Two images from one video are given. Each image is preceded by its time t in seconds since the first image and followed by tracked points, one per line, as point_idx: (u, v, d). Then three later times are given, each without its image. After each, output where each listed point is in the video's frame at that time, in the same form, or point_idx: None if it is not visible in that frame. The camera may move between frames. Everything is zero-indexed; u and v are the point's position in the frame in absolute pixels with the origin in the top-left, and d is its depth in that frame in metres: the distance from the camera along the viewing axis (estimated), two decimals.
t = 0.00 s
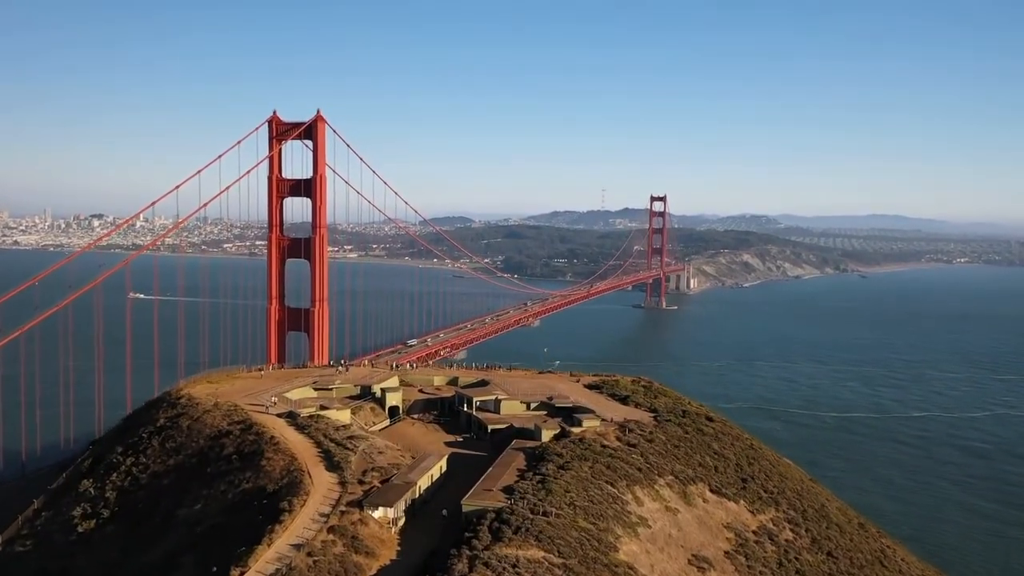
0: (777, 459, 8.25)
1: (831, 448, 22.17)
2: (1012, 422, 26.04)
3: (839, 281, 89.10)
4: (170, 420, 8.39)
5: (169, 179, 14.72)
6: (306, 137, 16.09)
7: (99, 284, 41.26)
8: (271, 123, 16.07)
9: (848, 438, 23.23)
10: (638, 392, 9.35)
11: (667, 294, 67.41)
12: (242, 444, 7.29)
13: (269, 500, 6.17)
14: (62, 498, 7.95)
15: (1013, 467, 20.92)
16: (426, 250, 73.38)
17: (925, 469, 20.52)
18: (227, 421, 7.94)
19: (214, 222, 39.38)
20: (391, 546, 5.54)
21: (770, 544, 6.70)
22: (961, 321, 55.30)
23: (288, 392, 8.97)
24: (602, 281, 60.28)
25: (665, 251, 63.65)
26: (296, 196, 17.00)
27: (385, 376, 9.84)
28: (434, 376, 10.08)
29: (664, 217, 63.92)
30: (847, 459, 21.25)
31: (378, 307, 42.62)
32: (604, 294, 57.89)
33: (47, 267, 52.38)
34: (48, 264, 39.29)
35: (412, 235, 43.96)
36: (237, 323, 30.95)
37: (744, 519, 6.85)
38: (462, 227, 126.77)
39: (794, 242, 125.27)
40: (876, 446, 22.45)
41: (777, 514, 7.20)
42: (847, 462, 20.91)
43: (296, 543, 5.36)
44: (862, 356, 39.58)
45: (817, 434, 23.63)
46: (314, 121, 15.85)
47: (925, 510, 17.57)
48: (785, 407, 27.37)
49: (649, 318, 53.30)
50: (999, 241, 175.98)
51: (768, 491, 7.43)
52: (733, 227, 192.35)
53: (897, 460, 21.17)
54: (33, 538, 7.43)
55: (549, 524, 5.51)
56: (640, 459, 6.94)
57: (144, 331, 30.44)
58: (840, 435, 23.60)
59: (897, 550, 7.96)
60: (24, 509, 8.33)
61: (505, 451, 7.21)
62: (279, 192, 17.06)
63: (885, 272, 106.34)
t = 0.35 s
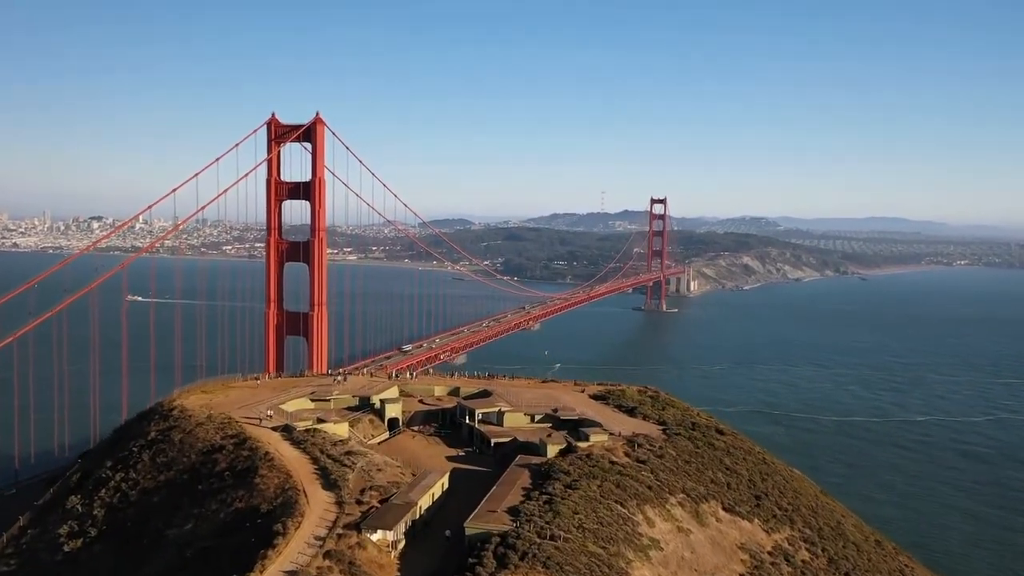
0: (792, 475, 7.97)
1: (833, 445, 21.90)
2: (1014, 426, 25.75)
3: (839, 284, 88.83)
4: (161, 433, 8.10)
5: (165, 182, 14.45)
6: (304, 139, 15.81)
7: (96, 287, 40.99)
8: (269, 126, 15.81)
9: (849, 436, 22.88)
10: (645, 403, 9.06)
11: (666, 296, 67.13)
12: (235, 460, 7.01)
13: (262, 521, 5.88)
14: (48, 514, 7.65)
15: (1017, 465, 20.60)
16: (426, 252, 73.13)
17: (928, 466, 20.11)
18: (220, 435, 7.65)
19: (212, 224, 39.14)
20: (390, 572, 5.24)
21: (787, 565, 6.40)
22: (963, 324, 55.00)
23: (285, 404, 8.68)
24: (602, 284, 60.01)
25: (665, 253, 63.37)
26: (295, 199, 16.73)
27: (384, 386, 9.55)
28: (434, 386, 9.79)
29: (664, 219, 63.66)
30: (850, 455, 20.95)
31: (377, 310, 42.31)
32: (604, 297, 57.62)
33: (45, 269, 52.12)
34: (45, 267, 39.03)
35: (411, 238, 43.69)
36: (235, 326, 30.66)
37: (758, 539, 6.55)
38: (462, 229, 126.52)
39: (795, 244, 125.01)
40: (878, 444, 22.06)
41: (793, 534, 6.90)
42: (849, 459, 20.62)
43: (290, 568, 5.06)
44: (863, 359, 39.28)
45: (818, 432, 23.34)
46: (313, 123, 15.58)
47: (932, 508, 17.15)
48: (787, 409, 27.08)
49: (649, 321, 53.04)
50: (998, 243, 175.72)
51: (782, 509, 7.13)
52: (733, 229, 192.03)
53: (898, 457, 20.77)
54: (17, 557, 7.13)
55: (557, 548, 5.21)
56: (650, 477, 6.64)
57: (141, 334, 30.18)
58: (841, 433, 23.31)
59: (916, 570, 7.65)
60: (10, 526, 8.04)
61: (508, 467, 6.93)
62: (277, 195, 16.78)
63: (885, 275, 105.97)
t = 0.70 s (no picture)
0: (807, 492, 7.67)
1: (835, 449, 21.55)
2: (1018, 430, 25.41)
3: (840, 287, 88.44)
4: (152, 448, 7.80)
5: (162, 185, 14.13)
6: (303, 142, 15.50)
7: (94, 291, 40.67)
8: (267, 129, 15.55)
9: (850, 441, 22.55)
10: (653, 416, 8.74)
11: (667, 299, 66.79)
12: (228, 477, 6.70)
13: (254, 546, 5.58)
14: (35, 532, 7.35)
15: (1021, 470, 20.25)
16: (426, 255, 72.83)
17: (927, 471, 19.77)
18: (213, 451, 7.35)
19: (211, 226, 38.84)
20: None
21: None
22: (964, 327, 54.62)
23: (282, 417, 8.37)
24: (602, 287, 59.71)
25: (665, 256, 63.05)
26: (294, 203, 16.42)
27: (384, 398, 9.24)
28: (435, 397, 9.46)
29: (664, 222, 63.34)
30: (852, 460, 20.63)
31: (377, 313, 41.95)
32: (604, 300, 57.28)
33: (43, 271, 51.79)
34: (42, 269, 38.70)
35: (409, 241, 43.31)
36: (233, 330, 30.33)
37: (775, 563, 6.21)
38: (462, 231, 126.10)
39: (795, 247, 124.59)
40: (877, 449, 21.76)
41: (812, 555, 6.57)
42: (850, 464, 20.30)
43: None
44: (865, 363, 38.92)
45: (820, 437, 23.02)
46: (313, 126, 15.27)
47: (934, 514, 16.80)
48: (788, 414, 26.76)
49: (649, 324, 52.70)
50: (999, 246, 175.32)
51: (799, 530, 6.81)
52: (734, 232, 191.61)
53: (896, 462, 20.44)
54: None
55: None
56: (661, 497, 6.31)
57: (138, 337, 29.86)
58: (843, 437, 22.99)
59: None
60: None
61: (514, 486, 6.60)
62: (276, 198, 16.46)
63: (885, 278, 105.60)
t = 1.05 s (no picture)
0: (822, 509, 7.40)
1: (836, 454, 21.28)
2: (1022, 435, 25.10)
3: (840, 290, 88.19)
4: (144, 463, 7.52)
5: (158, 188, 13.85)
6: (303, 145, 15.23)
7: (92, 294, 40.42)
8: (266, 130, 15.25)
9: (852, 446, 22.25)
10: (662, 428, 8.46)
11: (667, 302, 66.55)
12: (220, 496, 6.42)
13: (247, 570, 5.29)
14: (21, 552, 7.06)
15: None
16: (426, 257, 72.66)
17: (930, 476, 19.47)
18: (206, 467, 7.06)
19: (209, 228, 38.57)
20: None
21: None
22: (965, 331, 54.31)
23: (278, 430, 8.08)
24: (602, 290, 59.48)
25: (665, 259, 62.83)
26: (292, 206, 16.13)
27: (383, 409, 8.96)
28: (437, 409, 9.17)
29: (664, 225, 63.14)
30: (854, 464, 20.34)
31: (377, 316, 41.67)
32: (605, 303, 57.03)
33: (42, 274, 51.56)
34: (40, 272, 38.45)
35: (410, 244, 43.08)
36: (230, 333, 30.06)
37: None
38: (463, 234, 125.98)
39: (796, 250, 124.39)
40: (878, 453, 21.46)
41: None
42: (851, 468, 20.00)
43: None
44: (867, 367, 38.64)
45: (822, 441, 22.72)
46: (312, 128, 15.00)
47: (938, 520, 16.48)
48: (789, 418, 26.48)
49: (650, 327, 52.44)
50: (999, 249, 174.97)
51: (817, 549, 6.53)
52: (735, 234, 191.37)
53: (896, 467, 20.15)
54: None
55: None
56: (675, 518, 6.03)
57: (135, 340, 29.57)
58: (844, 441, 22.70)
59: None
60: None
61: (520, 506, 6.31)
62: (274, 202, 16.18)
63: (885, 281, 105.43)
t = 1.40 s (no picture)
0: (837, 526, 7.16)
1: (837, 458, 21.01)
2: None
3: (840, 292, 87.87)
4: (135, 477, 7.27)
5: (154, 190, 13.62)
6: (302, 147, 14.99)
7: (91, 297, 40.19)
8: (264, 133, 15.00)
9: (852, 449, 21.98)
10: (670, 441, 8.21)
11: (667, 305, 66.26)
12: (213, 514, 6.17)
13: None
14: (8, 569, 6.81)
15: None
16: (426, 260, 72.41)
17: (932, 481, 19.19)
18: (199, 482, 6.81)
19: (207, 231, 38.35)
20: None
21: None
22: (966, 334, 54.01)
23: (275, 443, 7.83)
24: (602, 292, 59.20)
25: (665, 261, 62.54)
26: (291, 209, 15.88)
27: (383, 420, 8.71)
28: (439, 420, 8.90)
29: (664, 228, 62.87)
30: (855, 469, 20.06)
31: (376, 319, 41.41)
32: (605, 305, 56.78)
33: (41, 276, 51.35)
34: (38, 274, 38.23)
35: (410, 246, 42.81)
36: (229, 336, 29.84)
37: None
38: (463, 236, 125.78)
39: (796, 253, 124.11)
40: (879, 457, 21.18)
41: None
42: (852, 473, 19.72)
43: None
44: (868, 370, 38.35)
45: (822, 445, 22.45)
46: (312, 130, 14.76)
47: (940, 526, 16.20)
48: (790, 421, 26.22)
49: (650, 330, 52.17)
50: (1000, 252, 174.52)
51: (833, 569, 6.27)
52: (735, 237, 191.10)
53: (895, 471, 19.87)
54: None
55: None
56: (687, 538, 5.77)
57: (133, 342, 29.34)
58: (845, 445, 22.43)
59: None
60: None
61: (525, 524, 6.06)
62: (273, 204, 15.93)
63: (886, 283, 105.12)
